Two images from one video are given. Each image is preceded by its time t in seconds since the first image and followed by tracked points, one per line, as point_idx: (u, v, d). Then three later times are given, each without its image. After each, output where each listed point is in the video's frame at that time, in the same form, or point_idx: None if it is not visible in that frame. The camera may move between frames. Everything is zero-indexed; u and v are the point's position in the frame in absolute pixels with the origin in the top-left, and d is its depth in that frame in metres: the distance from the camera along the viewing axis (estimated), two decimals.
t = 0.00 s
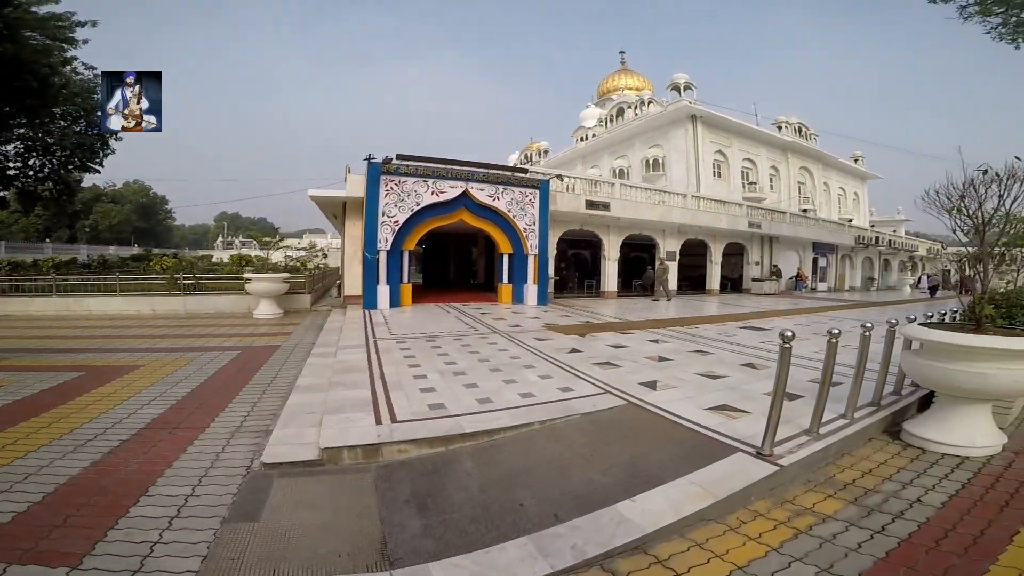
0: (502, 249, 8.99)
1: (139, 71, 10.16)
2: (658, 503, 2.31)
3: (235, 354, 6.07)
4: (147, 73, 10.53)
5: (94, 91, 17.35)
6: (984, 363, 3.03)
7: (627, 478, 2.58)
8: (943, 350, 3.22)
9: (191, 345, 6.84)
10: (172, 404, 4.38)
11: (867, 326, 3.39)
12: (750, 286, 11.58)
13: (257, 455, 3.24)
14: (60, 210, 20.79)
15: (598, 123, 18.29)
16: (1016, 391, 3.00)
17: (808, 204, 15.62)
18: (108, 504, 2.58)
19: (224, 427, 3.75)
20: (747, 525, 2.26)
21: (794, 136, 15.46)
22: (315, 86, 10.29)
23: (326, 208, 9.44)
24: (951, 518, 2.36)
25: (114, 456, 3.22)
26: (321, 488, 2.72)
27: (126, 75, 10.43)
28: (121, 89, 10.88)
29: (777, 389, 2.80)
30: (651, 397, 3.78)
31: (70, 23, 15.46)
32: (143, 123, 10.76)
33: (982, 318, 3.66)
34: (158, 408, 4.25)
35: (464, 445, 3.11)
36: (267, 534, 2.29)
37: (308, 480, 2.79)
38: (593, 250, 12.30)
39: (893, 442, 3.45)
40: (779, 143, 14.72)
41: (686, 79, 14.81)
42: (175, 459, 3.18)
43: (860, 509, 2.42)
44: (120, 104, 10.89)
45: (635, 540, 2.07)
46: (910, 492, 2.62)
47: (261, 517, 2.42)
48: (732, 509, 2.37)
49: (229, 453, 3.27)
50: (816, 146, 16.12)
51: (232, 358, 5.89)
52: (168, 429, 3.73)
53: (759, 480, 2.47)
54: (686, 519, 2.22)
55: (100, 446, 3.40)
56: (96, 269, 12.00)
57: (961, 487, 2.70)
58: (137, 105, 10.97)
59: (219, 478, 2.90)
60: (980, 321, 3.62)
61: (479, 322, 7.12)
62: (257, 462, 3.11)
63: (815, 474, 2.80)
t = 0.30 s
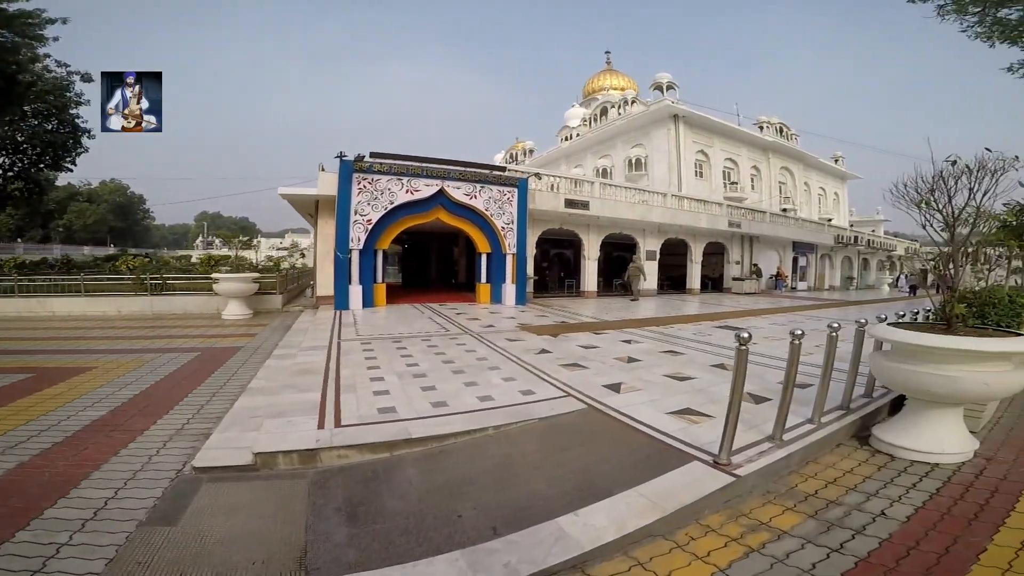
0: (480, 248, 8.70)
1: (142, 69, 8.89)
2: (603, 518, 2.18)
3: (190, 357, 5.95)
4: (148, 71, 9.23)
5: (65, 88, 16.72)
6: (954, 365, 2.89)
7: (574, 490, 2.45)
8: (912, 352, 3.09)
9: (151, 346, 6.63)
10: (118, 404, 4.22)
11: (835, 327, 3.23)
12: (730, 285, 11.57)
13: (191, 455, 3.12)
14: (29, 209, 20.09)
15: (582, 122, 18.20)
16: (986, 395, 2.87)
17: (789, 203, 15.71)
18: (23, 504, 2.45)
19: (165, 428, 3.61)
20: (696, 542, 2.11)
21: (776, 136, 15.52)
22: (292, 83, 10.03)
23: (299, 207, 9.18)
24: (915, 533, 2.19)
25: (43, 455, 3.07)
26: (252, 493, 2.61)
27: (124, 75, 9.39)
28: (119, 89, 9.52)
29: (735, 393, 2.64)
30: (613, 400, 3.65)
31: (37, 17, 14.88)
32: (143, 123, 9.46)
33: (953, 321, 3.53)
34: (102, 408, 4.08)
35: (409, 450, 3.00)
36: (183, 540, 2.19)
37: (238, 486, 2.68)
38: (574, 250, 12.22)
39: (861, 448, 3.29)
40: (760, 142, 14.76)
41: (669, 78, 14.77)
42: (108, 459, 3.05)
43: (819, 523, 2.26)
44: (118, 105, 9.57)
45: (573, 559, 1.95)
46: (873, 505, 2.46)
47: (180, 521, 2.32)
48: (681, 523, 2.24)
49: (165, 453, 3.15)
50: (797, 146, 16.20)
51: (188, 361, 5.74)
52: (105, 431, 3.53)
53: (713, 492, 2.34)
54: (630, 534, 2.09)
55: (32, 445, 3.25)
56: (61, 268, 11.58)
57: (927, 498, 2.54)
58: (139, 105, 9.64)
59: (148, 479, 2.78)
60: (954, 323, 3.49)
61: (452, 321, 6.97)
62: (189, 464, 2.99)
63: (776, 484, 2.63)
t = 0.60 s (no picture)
0: (453, 248, 8.48)
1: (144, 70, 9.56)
2: (540, 534, 2.07)
3: (144, 360, 5.74)
4: (149, 72, 9.97)
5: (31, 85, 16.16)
6: (912, 370, 2.71)
7: (514, 503, 2.33)
8: (869, 357, 2.91)
9: (106, 348, 6.38)
10: (58, 407, 4.02)
11: (790, 330, 3.03)
12: (706, 285, 11.64)
13: (123, 458, 2.97)
14: None
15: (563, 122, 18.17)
16: (948, 403, 2.66)
17: (765, 204, 15.90)
18: None
19: (103, 431, 3.45)
20: (635, 561, 1.98)
21: (753, 137, 15.68)
22: (264, 80, 9.82)
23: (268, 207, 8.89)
24: (868, 551, 2.02)
25: None
26: (179, 500, 2.50)
27: (125, 76, 10.12)
28: (120, 90, 10.23)
29: (683, 405, 2.33)
30: (571, 405, 3.53)
31: None
32: (144, 123, 10.21)
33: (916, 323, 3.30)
34: (40, 412, 3.88)
35: (349, 457, 2.91)
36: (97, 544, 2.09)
37: (162, 492, 2.56)
38: (553, 250, 12.20)
39: (821, 456, 3.06)
40: (737, 143, 14.90)
41: (648, 79, 14.82)
42: (34, 462, 2.88)
43: (768, 540, 2.09)
44: (119, 105, 10.33)
45: None
46: (825, 520, 2.26)
47: (96, 526, 2.22)
48: (622, 539, 2.11)
49: (96, 457, 2.99)
50: (773, 147, 16.38)
51: (140, 365, 5.53)
52: (38, 435, 3.34)
53: (658, 506, 2.22)
54: (566, 551, 1.96)
55: None
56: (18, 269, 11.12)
57: (883, 511, 2.36)
58: (138, 105, 10.38)
59: (72, 484, 2.63)
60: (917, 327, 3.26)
61: (420, 322, 6.83)
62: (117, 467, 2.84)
63: (729, 494, 2.46)
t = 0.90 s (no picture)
0: (424, 248, 8.35)
1: (143, 71, 9.61)
2: (468, 538, 2.00)
3: (95, 362, 5.54)
4: (149, 72, 10.02)
5: None
6: (858, 373, 2.57)
7: (445, 503, 2.30)
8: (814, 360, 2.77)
9: (56, 350, 6.15)
10: None
11: (738, 329, 2.86)
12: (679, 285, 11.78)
13: (55, 458, 2.84)
14: None
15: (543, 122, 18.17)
16: (893, 405, 2.53)
17: (739, 205, 16.16)
18: None
19: (38, 432, 3.29)
20: (563, 569, 1.93)
21: (728, 139, 15.91)
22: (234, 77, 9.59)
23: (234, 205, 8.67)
24: (801, 563, 1.91)
25: None
26: (106, 500, 2.43)
27: (125, 76, 10.13)
28: (120, 90, 10.24)
29: (617, 411, 2.23)
30: (524, 407, 3.46)
31: None
32: (144, 122, 10.27)
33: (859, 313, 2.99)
34: None
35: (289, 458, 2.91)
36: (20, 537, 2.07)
37: (87, 491, 2.50)
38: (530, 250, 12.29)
39: (770, 459, 2.90)
40: (712, 145, 15.09)
41: (625, 79, 14.87)
42: None
43: (702, 549, 2.00)
44: (119, 105, 10.34)
45: None
46: (764, 529, 2.15)
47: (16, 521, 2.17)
48: (554, 547, 2.05)
49: (26, 457, 2.85)
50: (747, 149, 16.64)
51: (90, 366, 5.34)
52: None
53: (592, 512, 2.17)
54: (492, 558, 1.90)
55: None
56: None
57: (824, 519, 2.25)
58: (138, 105, 10.40)
59: None
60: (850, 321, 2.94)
61: (386, 322, 6.73)
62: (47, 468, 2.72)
63: (669, 500, 2.39)
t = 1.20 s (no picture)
0: (402, 249, 8.30)
1: (144, 71, 9.94)
2: (393, 538, 2.01)
3: (61, 362, 5.47)
4: (149, 73, 10.37)
5: None
6: (798, 376, 2.53)
7: (378, 502, 2.31)
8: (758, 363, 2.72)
9: (23, 350, 6.08)
10: None
11: (685, 330, 2.83)
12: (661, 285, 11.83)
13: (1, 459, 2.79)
14: None
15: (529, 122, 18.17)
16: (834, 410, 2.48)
17: (723, 205, 16.27)
18: None
19: None
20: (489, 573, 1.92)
21: (711, 139, 16.01)
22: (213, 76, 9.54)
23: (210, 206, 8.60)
24: None
25: None
26: (49, 496, 2.45)
27: (125, 77, 10.48)
28: (121, 90, 10.61)
29: (550, 413, 2.24)
30: (479, 408, 3.46)
31: None
32: (143, 122, 10.60)
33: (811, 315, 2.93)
34: None
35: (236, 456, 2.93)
36: None
37: (29, 487, 2.53)
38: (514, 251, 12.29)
39: (718, 463, 2.87)
40: (695, 145, 15.17)
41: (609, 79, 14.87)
42: None
43: (628, 557, 2.00)
44: (120, 105, 10.72)
45: None
46: (695, 538, 2.12)
47: None
48: (483, 550, 2.04)
49: None
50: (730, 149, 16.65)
51: (54, 366, 5.27)
52: None
53: (525, 514, 2.17)
54: (416, 557, 1.90)
55: None
56: None
57: (760, 528, 2.20)
58: (138, 105, 10.77)
59: None
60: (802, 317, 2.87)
61: (360, 322, 6.71)
62: None
63: (608, 505, 2.39)
